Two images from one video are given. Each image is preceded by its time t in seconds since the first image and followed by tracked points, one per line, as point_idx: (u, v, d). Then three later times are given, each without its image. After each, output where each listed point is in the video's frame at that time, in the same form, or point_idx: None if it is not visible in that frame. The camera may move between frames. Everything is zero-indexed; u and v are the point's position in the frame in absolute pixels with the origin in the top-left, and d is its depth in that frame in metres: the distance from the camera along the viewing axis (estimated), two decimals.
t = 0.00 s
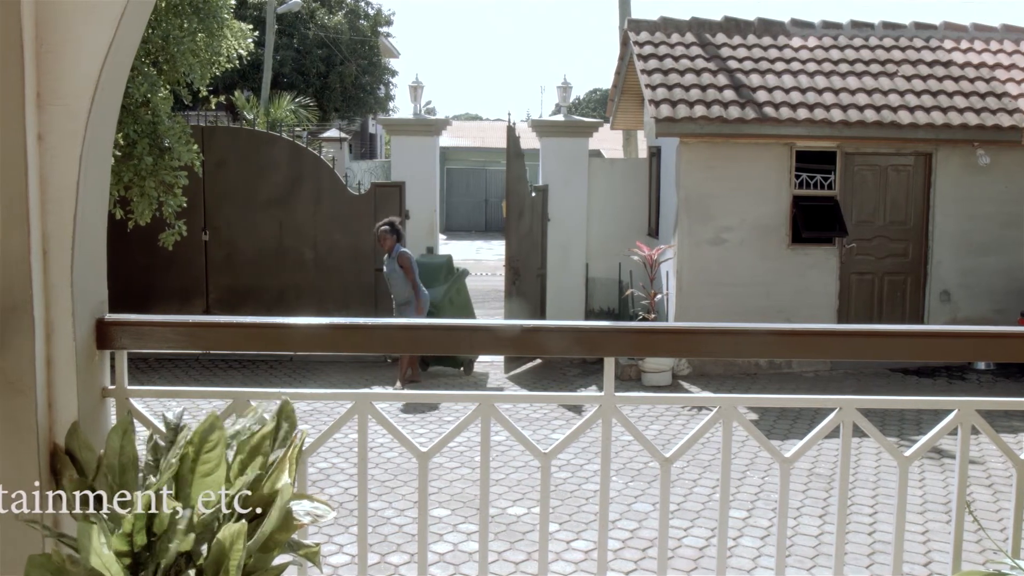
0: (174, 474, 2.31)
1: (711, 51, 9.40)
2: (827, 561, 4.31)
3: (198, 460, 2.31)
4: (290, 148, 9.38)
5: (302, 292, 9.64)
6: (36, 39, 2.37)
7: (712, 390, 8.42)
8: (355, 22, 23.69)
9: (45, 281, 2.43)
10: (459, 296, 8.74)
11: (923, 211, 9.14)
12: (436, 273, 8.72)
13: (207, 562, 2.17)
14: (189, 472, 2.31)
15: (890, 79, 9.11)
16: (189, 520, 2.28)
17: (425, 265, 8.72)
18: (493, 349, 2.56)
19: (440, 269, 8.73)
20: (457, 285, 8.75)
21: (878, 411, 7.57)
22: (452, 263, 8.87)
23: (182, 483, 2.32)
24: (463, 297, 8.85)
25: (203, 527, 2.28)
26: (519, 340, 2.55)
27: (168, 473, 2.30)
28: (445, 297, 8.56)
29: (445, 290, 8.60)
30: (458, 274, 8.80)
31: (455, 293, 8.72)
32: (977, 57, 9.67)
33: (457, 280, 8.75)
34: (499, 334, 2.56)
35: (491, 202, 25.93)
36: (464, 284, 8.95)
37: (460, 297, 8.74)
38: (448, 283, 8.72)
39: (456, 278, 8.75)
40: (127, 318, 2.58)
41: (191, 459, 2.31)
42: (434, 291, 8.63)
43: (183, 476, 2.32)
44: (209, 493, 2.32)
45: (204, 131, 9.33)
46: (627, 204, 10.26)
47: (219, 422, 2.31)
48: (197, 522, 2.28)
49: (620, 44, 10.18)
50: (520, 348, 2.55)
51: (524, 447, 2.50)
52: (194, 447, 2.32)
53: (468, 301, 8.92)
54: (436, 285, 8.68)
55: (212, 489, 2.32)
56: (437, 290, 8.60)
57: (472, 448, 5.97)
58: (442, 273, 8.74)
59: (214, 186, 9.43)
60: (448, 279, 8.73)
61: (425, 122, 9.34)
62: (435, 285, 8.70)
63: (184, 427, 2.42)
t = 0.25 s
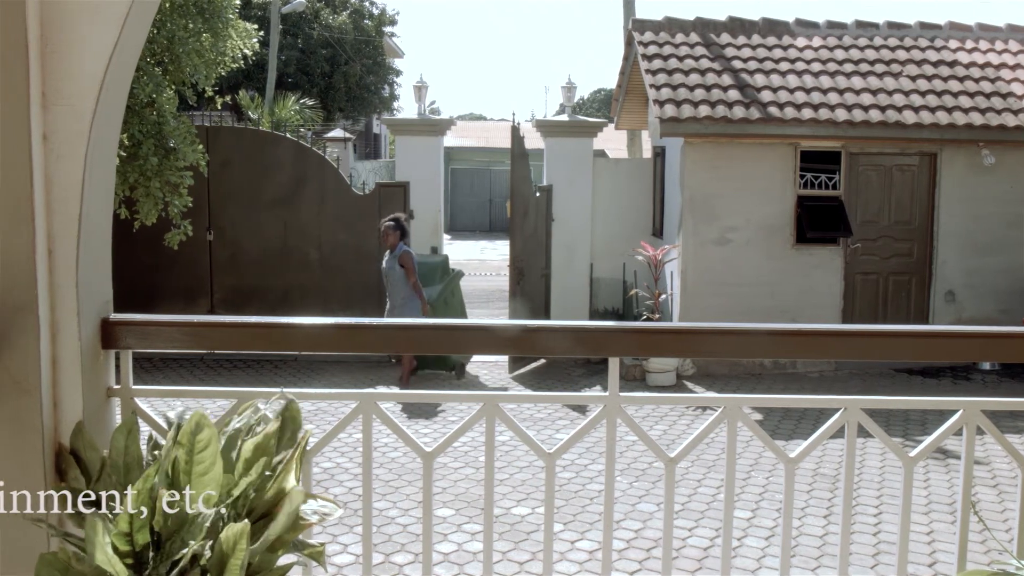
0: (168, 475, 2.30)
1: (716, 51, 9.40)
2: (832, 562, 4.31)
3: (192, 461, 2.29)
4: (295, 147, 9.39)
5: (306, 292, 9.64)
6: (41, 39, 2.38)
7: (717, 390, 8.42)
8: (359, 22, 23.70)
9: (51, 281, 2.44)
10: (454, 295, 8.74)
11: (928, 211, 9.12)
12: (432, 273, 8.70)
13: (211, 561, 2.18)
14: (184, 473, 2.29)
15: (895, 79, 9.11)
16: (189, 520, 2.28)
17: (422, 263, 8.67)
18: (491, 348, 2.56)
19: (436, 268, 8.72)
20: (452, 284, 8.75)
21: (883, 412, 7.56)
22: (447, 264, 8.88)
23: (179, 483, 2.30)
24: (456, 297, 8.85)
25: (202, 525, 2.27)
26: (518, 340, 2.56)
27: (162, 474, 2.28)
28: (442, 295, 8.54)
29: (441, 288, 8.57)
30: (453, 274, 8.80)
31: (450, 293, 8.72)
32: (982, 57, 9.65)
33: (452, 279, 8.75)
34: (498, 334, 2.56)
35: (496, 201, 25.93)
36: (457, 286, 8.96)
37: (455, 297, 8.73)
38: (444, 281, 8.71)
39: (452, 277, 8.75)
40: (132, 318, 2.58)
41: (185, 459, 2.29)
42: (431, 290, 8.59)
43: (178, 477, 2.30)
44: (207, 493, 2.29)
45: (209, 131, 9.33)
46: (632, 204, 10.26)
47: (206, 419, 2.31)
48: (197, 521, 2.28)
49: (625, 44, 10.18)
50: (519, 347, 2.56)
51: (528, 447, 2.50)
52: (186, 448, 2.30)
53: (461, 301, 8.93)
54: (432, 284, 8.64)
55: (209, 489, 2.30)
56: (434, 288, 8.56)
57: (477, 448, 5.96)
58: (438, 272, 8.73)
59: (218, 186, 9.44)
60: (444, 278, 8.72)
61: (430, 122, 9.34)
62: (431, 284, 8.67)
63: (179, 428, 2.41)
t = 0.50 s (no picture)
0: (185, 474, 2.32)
1: (728, 51, 9.39)
2: (845, 563, 4.29)
3: (208, 461, 2.31)
4: (306, 148, 9.40)
5: (318, 292, 9.65)
6: (54, 39, 2.38)
7: (729, 391, 8.41)
8: (370, 22, 23.76)
9: (64, 280, 2.45)
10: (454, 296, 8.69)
11: (941, 211, 9.10)
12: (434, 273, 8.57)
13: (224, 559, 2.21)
14: (200, 472, 2.33)
15: (907, 80, 9.09)
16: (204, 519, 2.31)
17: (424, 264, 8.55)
18: (490, 347, 2.56)
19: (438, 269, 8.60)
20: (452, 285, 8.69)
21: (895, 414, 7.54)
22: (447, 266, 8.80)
23: (195, 483, 2.32)
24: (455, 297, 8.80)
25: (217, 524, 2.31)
26: (518, 339, 2.56)
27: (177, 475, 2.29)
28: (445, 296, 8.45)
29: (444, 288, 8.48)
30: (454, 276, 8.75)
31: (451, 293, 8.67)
32: (994, 57, 9.62)
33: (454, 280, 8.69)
34: (498, 334, 2.56)
35: (508, 202, 25.92)
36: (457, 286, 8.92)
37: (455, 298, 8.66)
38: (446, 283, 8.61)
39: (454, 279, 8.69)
40: (145, 318, 2.58)
41: (201, 459, 2.31)
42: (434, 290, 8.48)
43: (196, 477, 2.33)
44: (223, 491, 2.33)
45: (221, 131, 9.36)
46: (643, 205, 10.27)
47: (224, 420, 2.31)
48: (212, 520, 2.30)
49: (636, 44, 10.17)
50: (519, 347, 2.56)
51: (541, 447, 2.50)
52: (202, 448, 2.31)
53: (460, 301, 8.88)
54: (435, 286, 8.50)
55: (225, 488, 2.34)
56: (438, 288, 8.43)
57: (488, 448, 5.95)
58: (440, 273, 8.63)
59: (230, 186, 9.45)
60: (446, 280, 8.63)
61: (441, 123, 9.43)
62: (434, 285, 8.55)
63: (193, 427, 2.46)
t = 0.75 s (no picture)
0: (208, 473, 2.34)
1: (752, 51, 9.37)
2: (869, 566, 4.27)
3: (232, 461, 2.31)
4: (330, 147, 9.44)
5: (341, 292, 9.67)
6: (82, 39, 2.40)
7: (753, 392, 8.35)
8: (394, 22, 23.84)
9: (91, 280, 2.46)
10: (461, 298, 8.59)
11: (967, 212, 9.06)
12: (443, 274, 8.43)
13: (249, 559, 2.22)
14: (224, 472, 2.32)
15: (932, 80, 9.05)
16: (228, 518, 2.32)
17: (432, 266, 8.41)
18: (491, 348, 2.55)
19: (447, 271, 8.45)
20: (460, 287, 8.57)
21: (919, 415, 7.50)
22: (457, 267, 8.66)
23: (220, 482, 2.33)
24: (462, 299, 8.68)
25: (242, 523, 2.32)
26: (519, 340, 2.55)
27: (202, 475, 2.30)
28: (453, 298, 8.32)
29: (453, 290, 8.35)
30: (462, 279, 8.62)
31: (458, 295, 8.56)
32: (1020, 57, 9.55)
33: (461, 282, 8.57)
34: (498, 334, 2.55)
35: (530, 202, 25.87)
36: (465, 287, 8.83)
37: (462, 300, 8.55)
38: (454, 285, 8.47)
39: (462, 281, 8.57)
40: (170, 317, 2.59)
41: (225, 459, 2.31)
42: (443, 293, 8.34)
43: (219, 476, 2.33)
44: (247, 491, 2.34)
45: (245, 132, 9.42)
46: (667, 205, 10.22)
47: (247, 420, 2.33)
48: (236, 519, 2.32)
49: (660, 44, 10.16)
50: (520, 348, 2.55)
51: (565, 448, 2.49)
52: (226, 447, 2.31)
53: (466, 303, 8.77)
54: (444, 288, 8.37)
55: (248, 487, 2.34)
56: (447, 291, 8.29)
57: (511, 448, 5.95)
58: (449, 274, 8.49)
59: (254, 186, 9.49)
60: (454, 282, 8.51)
61: (464, 123, 9.32)
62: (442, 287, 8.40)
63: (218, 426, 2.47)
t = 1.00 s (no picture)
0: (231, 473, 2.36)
1: (775, 51, 9.35)
2: (892, 568, 4.25)
3: (258, 458, 2.32)
4: (351, 147, 9.47)
5: (362, 291, 9.70)
6: (107, 40, 2.41)
7: (773, 394, 8.30)
8: (415, 23, 23.96)
9: (114, 278, 2.47)
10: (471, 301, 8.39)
11: (991, 212, 9.01)
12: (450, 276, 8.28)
13: (272, 557, 2.23)
14: (251, 469, 2.32)
15: (956, 80, 9.00)
16: (250, 516, 2.32)
17: (439, 267, 8.24)
18: (491, 347, 2.56)
19: (455, 273, 8.28)
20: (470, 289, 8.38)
21: (942, 416, 7.46)
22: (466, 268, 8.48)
23: (244, 480, 2.33)
24: (472, 301, 8.48)
25: (265, 523, 2.32)
26: (518, 340, 2.57)
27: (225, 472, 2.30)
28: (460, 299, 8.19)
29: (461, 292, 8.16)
30: (471, 280, 8.44)
31: (468, 297, 8.37)
32: None
33: (471, 284, 8.38)
34: (499, 334, 2.57)
35: (552, 202, 25.79)
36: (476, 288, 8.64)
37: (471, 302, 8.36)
38: (463, 287, 8.30)
39: (471, 283, 8.38)
40: (193, 316, 2.60)
41: (252, 456, 2.31)
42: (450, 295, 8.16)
43: (244, 474, 2.33)
44: (270, 489, 2.34)
45: (267, 132, 9.45)
46: (690, 204, 10.14)
47: (276, 417, 2.33)
48: (259, 519, 2.31)
49: (682, 45, 10.14)
50: (520, 348, 2.57)
51: (586, 448, 2.49)
52: (253, 445, 2.32)
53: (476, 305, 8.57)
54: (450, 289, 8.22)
55: (272, 486, 2.34)
56: (454, 292, 8.13)
57: (532, 448, 5.95)
58: (457, 276, 8.31)
59: (275, 186, 9.53)
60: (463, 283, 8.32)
61: (484, 123, 9.30)
62: (449, 289, 8.23)
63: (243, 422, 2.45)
